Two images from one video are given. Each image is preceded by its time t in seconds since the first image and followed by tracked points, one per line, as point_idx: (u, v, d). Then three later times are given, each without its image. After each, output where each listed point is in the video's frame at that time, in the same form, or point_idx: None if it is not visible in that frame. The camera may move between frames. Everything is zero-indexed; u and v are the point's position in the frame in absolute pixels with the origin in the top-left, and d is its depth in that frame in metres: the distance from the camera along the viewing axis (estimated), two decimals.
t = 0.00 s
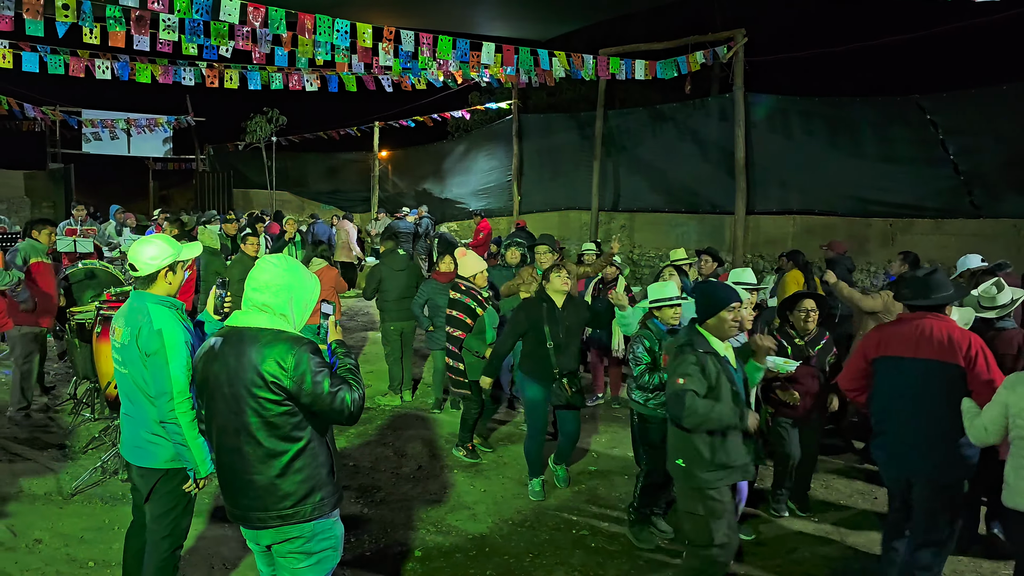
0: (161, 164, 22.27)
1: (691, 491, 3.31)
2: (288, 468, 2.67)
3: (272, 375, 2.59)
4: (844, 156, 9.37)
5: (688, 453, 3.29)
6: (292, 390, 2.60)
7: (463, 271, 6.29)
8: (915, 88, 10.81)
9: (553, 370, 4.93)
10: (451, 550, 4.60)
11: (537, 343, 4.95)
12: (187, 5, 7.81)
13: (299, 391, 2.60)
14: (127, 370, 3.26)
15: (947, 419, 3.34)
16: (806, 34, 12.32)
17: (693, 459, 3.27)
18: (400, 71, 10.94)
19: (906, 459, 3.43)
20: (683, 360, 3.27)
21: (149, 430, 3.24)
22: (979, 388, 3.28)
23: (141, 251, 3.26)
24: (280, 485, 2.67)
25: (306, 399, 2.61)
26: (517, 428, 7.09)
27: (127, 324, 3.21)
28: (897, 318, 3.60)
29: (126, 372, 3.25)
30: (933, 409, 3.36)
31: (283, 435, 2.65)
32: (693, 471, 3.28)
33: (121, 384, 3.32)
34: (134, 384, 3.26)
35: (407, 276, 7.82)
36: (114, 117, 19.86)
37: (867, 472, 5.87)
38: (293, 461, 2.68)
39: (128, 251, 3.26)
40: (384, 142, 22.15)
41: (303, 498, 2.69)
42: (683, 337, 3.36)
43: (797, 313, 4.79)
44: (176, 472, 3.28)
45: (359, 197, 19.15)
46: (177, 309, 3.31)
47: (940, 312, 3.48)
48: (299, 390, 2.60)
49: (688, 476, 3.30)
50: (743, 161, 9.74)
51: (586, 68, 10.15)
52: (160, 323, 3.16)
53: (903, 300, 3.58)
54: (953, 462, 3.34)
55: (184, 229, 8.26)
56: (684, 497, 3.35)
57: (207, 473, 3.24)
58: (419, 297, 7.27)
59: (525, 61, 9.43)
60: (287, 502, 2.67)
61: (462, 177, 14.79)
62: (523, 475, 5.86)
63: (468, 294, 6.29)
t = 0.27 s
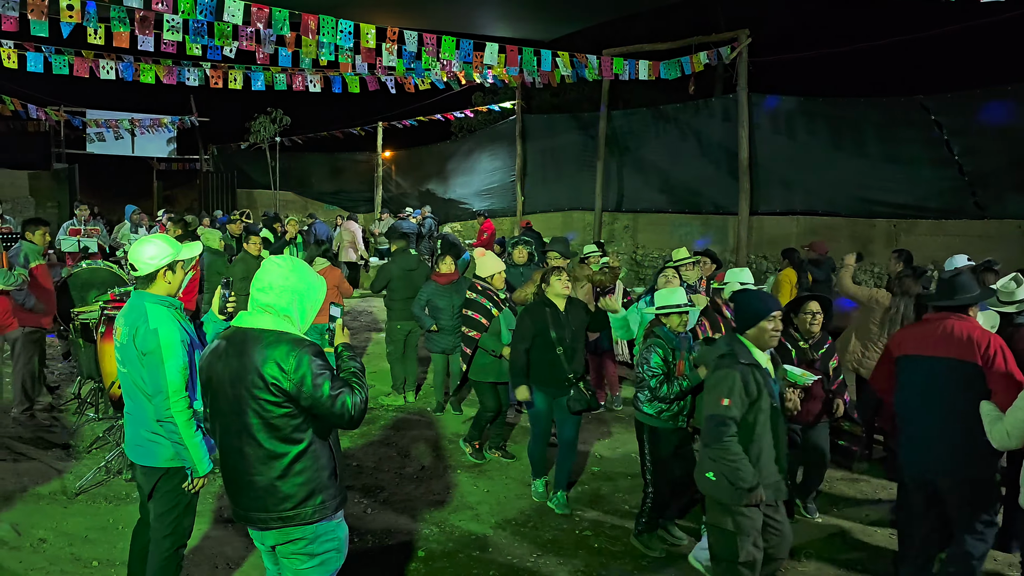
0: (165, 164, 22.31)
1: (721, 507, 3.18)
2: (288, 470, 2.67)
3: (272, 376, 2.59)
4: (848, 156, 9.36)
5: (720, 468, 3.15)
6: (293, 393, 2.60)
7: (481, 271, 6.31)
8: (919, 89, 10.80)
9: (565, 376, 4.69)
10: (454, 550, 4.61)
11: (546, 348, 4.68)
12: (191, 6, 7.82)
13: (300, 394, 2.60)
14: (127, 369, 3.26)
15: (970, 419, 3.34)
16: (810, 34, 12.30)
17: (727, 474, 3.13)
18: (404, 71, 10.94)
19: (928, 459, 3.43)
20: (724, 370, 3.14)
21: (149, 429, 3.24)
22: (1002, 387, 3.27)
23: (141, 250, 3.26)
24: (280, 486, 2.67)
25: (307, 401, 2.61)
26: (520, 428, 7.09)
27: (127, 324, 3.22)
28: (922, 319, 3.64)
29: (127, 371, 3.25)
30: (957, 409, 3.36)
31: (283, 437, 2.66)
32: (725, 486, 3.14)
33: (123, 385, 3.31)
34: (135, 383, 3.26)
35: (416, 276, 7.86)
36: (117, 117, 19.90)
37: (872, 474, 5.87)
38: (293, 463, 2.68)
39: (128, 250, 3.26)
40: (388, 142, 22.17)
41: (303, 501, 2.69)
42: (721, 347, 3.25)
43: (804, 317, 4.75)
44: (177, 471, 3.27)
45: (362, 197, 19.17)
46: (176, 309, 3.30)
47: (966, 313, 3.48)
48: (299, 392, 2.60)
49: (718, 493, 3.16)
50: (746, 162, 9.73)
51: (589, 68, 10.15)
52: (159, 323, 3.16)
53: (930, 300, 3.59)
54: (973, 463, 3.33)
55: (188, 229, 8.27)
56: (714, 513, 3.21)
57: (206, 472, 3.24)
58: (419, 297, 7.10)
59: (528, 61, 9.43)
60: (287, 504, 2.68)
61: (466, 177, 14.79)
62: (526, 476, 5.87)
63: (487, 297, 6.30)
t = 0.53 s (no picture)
0: (169, 164, 22.35)
1: (768, 511, 3.18)
2: (289, 470, 2.66)
3: (274, 376, 2.58)
4: (853, 157, 9.34)
5: (766, 473, 3.14)
6: (294, 394, 2.58)
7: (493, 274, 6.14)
8: (924, 89, 10.79)
9: (570, 388, 4.51)
10: (458, 550, 4.60)
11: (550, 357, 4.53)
12: (196, 6, 7.83)
13: (301, 395, 2.58)
14: (128, 369, 3.26)
15: (994, 420, 3.37)
16: (814, 35, 12.29)
17: (773, 478, 3.12)
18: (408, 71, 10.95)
19: (952, 457, 3.49)
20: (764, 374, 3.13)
21: (150, 428, 3.24)
22: None
23: (142, 250, 3.26)
24: (282, 487, 2.67)
25: (308, 403, 2.59)
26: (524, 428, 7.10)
27: (129, 325, 3.23)
28: (956, 318, 3.66)
29: (128, 372, 3.26)
30: (983, 410, 3.39)
31: (285, 438, 2.65)
32: (771, 491, 3.12)
33: (127, 385, 3.32)
34: (136, 383, 3.26)
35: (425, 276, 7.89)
36: (121, 117, 19.94)
37: (877, 474, 5.87)
38: (294, 464, 2.66)
39: (130, 251, 3.26)
40: (391, 142, 22.19)
41: (304, 502, 2.68)
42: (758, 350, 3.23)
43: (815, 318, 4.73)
44: (179, 470, 3.27)
45: (366, 197, 19.18)
46: (177, 308, 3.30)
47: (1001, 315, 3.49)
48: (300, 393, 2.57)
49: (764, 497, 3.16)
50: (751, 162, 9.72)
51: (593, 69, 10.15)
52: (158, 322, 3.17)
53: (966, 303, 3.65)
54: (996, 463, 3.37)
55: (192, 228, 8.28)
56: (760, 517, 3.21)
57: (207, 471, 3.24)
58: (427, 303, 7.06)
59: (532, 61, 9.43)
60: (288, 504, 2.67)
61: (469, 177, 14.79)
62: (531, 476, 5.86)
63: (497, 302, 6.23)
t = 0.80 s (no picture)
0: (172, 163, 22.38)
1: (816, 515, 3.04)
2: (291, 471, 2.67)
3: (276, 376, 2.58)
4: (857, 156, 9.35)
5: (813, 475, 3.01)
6: (296, 396, 2.58)
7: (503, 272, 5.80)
8: (928, 89, 10.80)
9: (581, 386, 4.45)
10: (462, 549, 4.61)
11: (560, 357, 4.46)
12: (200, 6, 7.85)
13: (303, 396, 2.57)
14: (129, 368, 3.27)
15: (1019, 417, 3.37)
16: (818, 34, 12.30)
17: (823, 479, 2.99)
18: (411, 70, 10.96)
19: (978, 455, 3.47)
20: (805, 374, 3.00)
21: (151, 427, 3.24)
22: None
23: (143, 249, 3.26)
24: (284, 487, 2.67)
25: (310, 405, 2.58)
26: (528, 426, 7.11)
27: (131, 324, 3.22)
28: (973, 315, 3.64)
29: (130, 370, 3.27)
30: (1008, 407, 3.38)
31: (287, 439, 2.65)
32: (821, 493, 3.00)
33: (129, 383, 3.31)
34: (137, 381, 3.27)
35: (430, 275, 7.88)
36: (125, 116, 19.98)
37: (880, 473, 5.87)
38: (297, 465, 2.67)
39: (131, 249, 3.27)
40: (395, 142, 22.21)
41: (307, 503, 2.68)
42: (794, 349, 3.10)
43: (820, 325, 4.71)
44: (181, 469, 3.26)
45: (369, 196, 19.19)
46: (178, 307, 3.30)
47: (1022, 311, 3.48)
48: (302, 395, 2.57)
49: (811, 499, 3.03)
50: (754, 161, 9.72)
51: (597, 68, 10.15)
52: (157, 321, 3.17)
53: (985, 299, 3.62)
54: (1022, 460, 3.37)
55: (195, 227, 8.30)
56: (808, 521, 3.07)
57: (208, 471, 3.23)
58: (435, 300, 6.99)
59: (536, 61, 9.43)
60: (290, 505, 2.68)
61: (473, 176, 14.79)
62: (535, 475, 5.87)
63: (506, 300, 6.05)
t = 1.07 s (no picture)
0: (175, 162, 22.41)
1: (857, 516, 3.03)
2: (294, 470, 2.66)
3: (277, 376, 2.58)
4: (861, 156, 9.33)
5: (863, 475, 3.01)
6: (298, 395, 2.57)
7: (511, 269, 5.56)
8: (932, 88, 10.78)
9: (587, 397, 4.23)
10: (465, 548, 4.61)
11: (566, 364, 4.25)
12: (204, 5, 7.85)
13: (305, 396, 2.56)
14: (132, 366, 3.27)
15: None
16: (821, 33, 12.28)
17: (872, 479, 2.98)
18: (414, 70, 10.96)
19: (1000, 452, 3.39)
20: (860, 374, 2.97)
21: (155, 425, 3.24)
22: None
23: (149, 248, 3.27)
24: (285, 487, 2.67)
25: (312, 405, 2.58)
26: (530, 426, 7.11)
27: (134, 323, 3.24)
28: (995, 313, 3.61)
29: (133, 369, 3.27)
30: None
31: (289, 438, 2.64)
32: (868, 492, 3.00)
33: (132, 384, 3.30)
34: (140, 379, 3.27)
35: (431, 274, 7.90)
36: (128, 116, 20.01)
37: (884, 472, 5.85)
38: (299, 465, 2.66)
39: (136, 249, 3.27)
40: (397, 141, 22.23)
41: (308, 504, 2.67)
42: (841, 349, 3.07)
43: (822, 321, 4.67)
44: (183, 467, 3.26)
45: (372, 195, 19.20)
46: (182, 305, 3.31)
47: None
48: (303, 395, 2.56)
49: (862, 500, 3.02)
50: (758, 160, 9.71)
51: (601, 68, 10.14)
52: (161, 319, 3.17)
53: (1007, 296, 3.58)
54: None
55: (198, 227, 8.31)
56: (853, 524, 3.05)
57: (210, 469, 3.23)
58: (443, 301, 6.66)
59: (539, 60, 9.43)
60: (292, 505, 2.67)
61: (476, 176, 14.79)
62: (538, 474, 5.86)
63: (511, 298, 5.72)
